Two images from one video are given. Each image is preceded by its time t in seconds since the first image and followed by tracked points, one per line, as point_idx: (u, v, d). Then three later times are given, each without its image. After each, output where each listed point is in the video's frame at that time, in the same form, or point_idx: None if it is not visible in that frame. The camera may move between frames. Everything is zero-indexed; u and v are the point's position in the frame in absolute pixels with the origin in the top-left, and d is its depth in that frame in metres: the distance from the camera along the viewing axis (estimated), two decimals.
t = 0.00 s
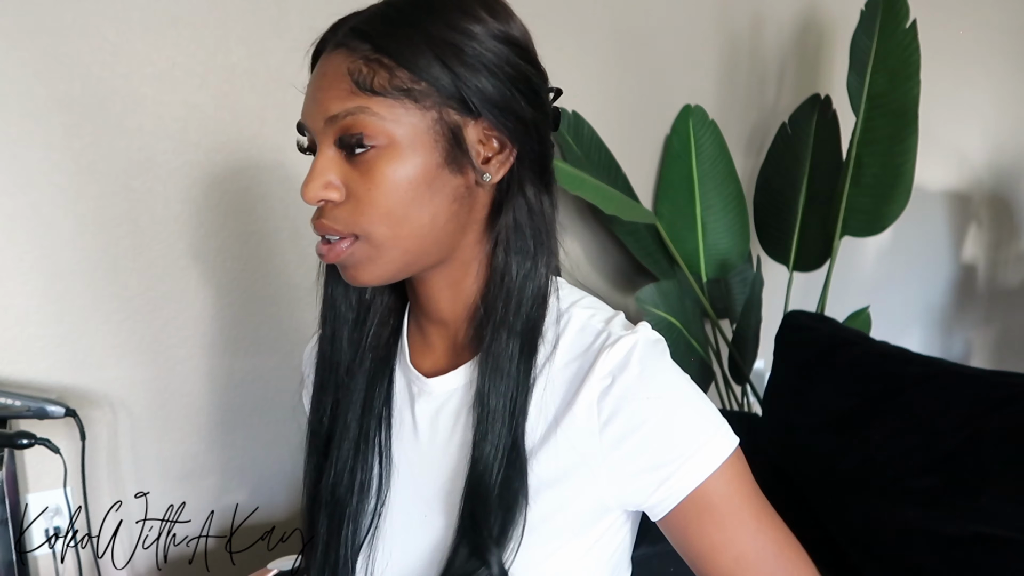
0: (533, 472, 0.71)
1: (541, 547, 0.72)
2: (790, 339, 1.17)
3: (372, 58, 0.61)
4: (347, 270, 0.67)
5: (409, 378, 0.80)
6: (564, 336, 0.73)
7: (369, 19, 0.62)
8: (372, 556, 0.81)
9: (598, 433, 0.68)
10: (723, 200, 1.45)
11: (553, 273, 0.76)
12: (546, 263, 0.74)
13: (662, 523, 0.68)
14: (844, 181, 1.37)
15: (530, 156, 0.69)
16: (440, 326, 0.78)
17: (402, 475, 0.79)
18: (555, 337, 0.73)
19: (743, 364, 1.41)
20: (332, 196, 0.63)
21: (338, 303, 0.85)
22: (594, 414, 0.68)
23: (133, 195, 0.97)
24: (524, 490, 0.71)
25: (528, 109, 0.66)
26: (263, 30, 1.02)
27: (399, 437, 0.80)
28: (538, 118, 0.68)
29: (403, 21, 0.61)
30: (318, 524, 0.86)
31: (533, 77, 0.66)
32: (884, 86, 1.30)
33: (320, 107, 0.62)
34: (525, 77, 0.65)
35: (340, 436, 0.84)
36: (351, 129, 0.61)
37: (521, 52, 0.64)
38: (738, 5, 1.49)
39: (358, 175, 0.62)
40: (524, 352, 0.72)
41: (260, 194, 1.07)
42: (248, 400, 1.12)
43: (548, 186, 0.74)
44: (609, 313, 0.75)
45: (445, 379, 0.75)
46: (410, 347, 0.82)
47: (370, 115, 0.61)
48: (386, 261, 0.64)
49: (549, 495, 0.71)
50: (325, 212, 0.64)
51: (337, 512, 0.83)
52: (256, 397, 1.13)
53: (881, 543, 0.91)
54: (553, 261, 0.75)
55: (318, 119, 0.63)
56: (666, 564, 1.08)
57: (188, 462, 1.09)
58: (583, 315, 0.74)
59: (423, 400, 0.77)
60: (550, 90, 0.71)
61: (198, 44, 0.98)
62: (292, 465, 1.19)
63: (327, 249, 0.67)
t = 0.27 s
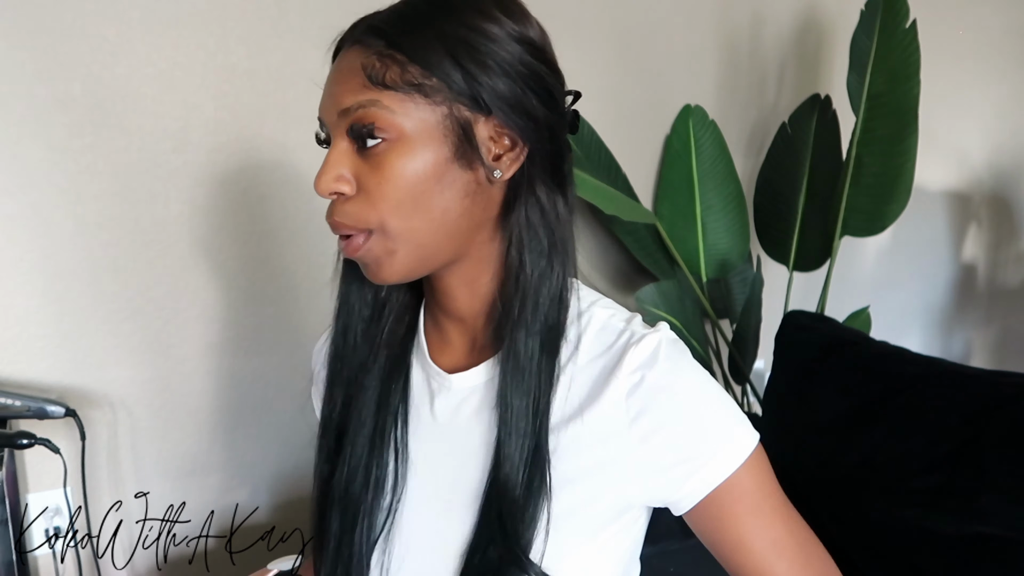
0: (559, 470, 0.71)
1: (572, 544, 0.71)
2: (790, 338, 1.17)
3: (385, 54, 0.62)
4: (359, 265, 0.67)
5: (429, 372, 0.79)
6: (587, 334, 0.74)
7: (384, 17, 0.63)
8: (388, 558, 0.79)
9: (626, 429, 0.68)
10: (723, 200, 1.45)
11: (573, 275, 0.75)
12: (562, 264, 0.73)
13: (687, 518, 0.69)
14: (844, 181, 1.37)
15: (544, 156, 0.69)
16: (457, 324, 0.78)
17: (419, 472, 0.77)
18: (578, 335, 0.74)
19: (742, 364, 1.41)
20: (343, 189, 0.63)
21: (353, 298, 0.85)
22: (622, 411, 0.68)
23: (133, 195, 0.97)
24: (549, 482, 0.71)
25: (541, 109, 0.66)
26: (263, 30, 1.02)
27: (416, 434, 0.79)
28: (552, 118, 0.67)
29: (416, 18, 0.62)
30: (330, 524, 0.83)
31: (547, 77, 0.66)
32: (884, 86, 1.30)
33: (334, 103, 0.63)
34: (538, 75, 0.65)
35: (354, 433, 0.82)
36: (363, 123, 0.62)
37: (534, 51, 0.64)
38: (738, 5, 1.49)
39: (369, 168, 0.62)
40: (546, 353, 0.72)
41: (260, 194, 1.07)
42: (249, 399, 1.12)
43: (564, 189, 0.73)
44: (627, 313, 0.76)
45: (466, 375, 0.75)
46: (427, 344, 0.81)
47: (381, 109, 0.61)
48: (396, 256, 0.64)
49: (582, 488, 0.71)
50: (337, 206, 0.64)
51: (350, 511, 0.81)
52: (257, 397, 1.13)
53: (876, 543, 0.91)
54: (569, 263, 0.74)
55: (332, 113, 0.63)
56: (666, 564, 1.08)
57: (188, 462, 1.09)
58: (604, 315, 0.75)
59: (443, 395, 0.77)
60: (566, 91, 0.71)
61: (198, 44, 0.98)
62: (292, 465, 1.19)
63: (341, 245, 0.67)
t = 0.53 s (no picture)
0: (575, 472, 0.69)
1: (582, 551, 0.70)
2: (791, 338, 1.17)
3: (419, 57, 0.63)
4: (395, 263, 0.67)
5: (453, 362, 0.79)
6: (615, 338, 0.70)
7: (420, 21, 0.64)
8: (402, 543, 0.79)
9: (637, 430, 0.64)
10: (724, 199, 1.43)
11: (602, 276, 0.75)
12: (593, 262, 0.73)
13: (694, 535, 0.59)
14: (844, 181, 1.37)
15: (577, 155, 0.68)
16: (490, 315, 0.78)
17: (438, 462, 0.77)
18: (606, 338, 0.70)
19: (742, 364, 1.40)
20: (376, 189, 0.64)
21: (390, 290, 0.87)
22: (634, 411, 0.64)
23: (133, 195, 0.97)
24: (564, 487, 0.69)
25: (574, 108, 0.66)
26: (264, 31, 1.02)
27: (438, 422, 0.79)
28: (586, 117, 0.67)
29: (450, 22, 0.63)
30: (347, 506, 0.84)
31: (582, 77, 0.65)
32: (884, 86, 1.30)
33: (370, 104, 0.64)
34: (572, 75, 0.64)
35: (378, 418, 0.84)
36: (397, 124, 0.63)
37: (568, 51, 0.64)
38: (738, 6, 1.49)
39: (402, 168, 0.63)
40: (569, 350, 0.71)
41: (260, 194, 1.07)
42: (251, 399, 1.13)
43: (598, 187, 0.72)
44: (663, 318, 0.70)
45: (490, 366, 0.75)
46: (455, 336, 0.82)
47: (415, 110, 0.62)
48: (429, 254, 0.65)
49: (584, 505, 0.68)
50: (372, 205, 0.65)
51: (368, 494, 0.82)
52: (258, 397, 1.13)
53: (870, 545, 0.90)
54: (601, 260, 0.74)
55: (368, 115, 0.64)
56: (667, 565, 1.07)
57: (188, 463, 1.09)
58: (633, 319, 0.71)
59: (466, 387, 0.76)
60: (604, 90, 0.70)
61: (197, 44, 0.98)
62: (293, 465, 1.19)
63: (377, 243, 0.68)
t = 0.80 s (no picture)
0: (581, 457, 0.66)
1: (591, 552, 0.66)
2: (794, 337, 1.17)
3: (446, 60, 0.62)
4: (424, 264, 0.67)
5: (471, 351, 0.78)
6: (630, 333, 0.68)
7: (447, 24, 0.64)
8: (408, 534, 0.76)
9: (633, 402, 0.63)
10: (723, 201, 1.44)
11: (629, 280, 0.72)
12: (620, 262, 0.71)
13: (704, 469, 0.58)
14: (844, 181, 1.37)
15: (603, 156, 0.68)
16: (512, 313, 0.77)
17: (452, 451, 0.74)
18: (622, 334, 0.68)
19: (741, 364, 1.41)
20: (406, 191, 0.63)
21: (418, 287, 0.85)
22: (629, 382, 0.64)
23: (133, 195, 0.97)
24: (569, 495, 0.66)
25: (600, 109, 0.65)
26: (264, 30, 1.01)
27: (454, 412, 0.76)
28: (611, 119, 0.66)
29: (476, 24, 0.63)
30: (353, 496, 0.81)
31: (608, 78, 0.65)
32: (884, 86, 1.30)
33: (399, 107, 0.64)
34: (598, 77, 0.64)
35: (391, 407, 0.80)
36: (425, 127, 0.62)
37: (595, 52, 0.64)
38: (739, 5, 1.49)
39: (431, 170, 0.62)
40: (585, 353, 0.68)
41: (261, 194, 1.06)
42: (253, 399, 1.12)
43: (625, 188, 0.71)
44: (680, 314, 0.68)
45: (505, 356, 0.74)
46: (477, 329, 0.80)
47: (442, 114, 0.62)
48: (457, 256, 0.64)
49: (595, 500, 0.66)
50: (401, 207, 0.65)
51: (376, 485, 0.79)
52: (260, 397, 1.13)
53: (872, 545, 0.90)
54: (630, 261, 0.72)
55: (397, 118, 0.65)
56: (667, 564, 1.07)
57: (189, 463, 1.09)
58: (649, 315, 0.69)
59: (485, 377, 0.75)
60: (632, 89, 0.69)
61: (197, 44, 0.97)
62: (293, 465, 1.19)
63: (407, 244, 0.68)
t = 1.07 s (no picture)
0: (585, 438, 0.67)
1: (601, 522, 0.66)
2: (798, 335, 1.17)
3: (445, 72, 0.61)
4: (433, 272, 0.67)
5: (478, 333, 0.78)
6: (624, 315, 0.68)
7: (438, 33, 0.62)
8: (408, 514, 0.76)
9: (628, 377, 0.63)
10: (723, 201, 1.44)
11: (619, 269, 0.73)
12: (615, 245, 0.72)
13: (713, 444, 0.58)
14: (844, 181, 1.37)
15: (598, 151, 0.68)
16: (511, 304, 0.76)
17: (457, 430, 0.75)
18: (618, 317, 0.69)
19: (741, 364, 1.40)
20: (416, 204, 0.62)
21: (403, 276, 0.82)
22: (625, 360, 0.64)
23: (133, 195, 0.97)
24: (574, 476, 0.67)
25: (592, 106, 0.65)
26: (264, 30, 1.01)
27: (461, 392, 0.76)
28: (604, 115, 0.67)
29: (470, 32, 0.61)
30: (348, 481, 0.81)
31: (598, 76, 0.65)
32: (884, 86, 1.30)
33: (399, 121, 0.62)
34: (589, 75, 0.64)
35: (391, 390, 0.81)
36: (429, 139, 0.61)
37: (584, 52, 0.64)
38: (739, 6, 1.49)
39: (440, 182, 0.61)
40: (585, 337, 0.68)
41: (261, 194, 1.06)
42: (254, 399, 1.13)
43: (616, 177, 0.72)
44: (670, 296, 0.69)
45: (506, 338, 0.74)
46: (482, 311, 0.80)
47: (447, 126, 0.60)
48: (469, 261, 0.64)
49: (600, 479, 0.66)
50: (410, 220, 0.64)
51: (374, 467, 0.79)
52: (261, 397, 1.13)
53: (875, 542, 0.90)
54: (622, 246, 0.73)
55: (398, 132, 0.63)
56: (668, 564, 1.07)
57: (189, 462, 1.09)
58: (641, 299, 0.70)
59: (490, 357, 0.75)
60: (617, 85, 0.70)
61: (198, 44, 0.97)
62: (293, 465, 1.19)
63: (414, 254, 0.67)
